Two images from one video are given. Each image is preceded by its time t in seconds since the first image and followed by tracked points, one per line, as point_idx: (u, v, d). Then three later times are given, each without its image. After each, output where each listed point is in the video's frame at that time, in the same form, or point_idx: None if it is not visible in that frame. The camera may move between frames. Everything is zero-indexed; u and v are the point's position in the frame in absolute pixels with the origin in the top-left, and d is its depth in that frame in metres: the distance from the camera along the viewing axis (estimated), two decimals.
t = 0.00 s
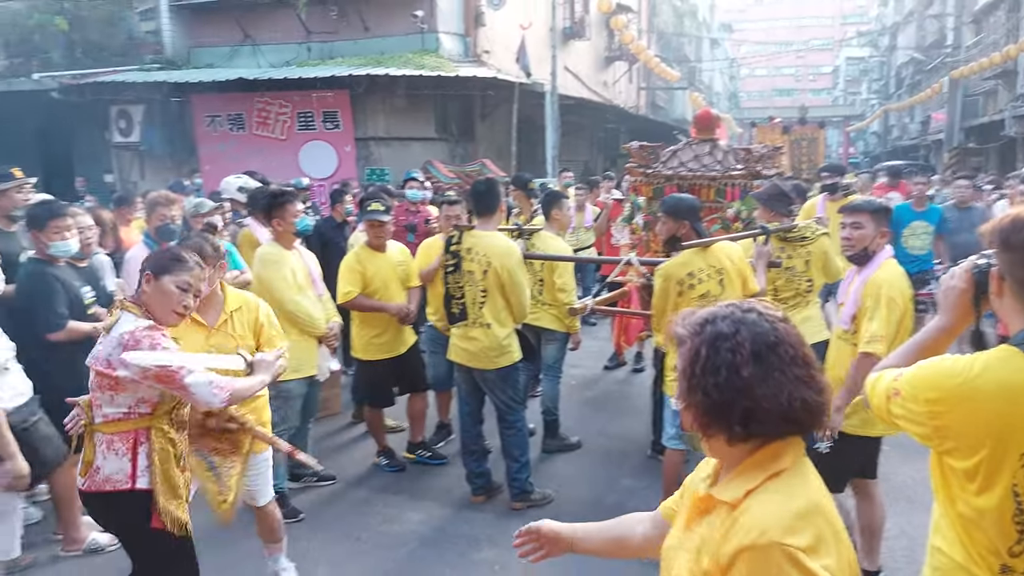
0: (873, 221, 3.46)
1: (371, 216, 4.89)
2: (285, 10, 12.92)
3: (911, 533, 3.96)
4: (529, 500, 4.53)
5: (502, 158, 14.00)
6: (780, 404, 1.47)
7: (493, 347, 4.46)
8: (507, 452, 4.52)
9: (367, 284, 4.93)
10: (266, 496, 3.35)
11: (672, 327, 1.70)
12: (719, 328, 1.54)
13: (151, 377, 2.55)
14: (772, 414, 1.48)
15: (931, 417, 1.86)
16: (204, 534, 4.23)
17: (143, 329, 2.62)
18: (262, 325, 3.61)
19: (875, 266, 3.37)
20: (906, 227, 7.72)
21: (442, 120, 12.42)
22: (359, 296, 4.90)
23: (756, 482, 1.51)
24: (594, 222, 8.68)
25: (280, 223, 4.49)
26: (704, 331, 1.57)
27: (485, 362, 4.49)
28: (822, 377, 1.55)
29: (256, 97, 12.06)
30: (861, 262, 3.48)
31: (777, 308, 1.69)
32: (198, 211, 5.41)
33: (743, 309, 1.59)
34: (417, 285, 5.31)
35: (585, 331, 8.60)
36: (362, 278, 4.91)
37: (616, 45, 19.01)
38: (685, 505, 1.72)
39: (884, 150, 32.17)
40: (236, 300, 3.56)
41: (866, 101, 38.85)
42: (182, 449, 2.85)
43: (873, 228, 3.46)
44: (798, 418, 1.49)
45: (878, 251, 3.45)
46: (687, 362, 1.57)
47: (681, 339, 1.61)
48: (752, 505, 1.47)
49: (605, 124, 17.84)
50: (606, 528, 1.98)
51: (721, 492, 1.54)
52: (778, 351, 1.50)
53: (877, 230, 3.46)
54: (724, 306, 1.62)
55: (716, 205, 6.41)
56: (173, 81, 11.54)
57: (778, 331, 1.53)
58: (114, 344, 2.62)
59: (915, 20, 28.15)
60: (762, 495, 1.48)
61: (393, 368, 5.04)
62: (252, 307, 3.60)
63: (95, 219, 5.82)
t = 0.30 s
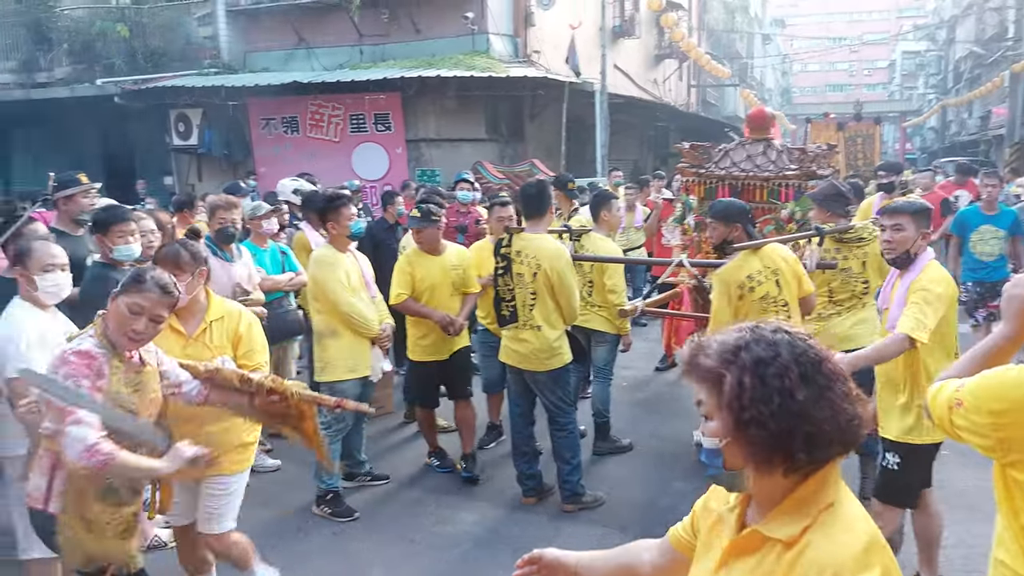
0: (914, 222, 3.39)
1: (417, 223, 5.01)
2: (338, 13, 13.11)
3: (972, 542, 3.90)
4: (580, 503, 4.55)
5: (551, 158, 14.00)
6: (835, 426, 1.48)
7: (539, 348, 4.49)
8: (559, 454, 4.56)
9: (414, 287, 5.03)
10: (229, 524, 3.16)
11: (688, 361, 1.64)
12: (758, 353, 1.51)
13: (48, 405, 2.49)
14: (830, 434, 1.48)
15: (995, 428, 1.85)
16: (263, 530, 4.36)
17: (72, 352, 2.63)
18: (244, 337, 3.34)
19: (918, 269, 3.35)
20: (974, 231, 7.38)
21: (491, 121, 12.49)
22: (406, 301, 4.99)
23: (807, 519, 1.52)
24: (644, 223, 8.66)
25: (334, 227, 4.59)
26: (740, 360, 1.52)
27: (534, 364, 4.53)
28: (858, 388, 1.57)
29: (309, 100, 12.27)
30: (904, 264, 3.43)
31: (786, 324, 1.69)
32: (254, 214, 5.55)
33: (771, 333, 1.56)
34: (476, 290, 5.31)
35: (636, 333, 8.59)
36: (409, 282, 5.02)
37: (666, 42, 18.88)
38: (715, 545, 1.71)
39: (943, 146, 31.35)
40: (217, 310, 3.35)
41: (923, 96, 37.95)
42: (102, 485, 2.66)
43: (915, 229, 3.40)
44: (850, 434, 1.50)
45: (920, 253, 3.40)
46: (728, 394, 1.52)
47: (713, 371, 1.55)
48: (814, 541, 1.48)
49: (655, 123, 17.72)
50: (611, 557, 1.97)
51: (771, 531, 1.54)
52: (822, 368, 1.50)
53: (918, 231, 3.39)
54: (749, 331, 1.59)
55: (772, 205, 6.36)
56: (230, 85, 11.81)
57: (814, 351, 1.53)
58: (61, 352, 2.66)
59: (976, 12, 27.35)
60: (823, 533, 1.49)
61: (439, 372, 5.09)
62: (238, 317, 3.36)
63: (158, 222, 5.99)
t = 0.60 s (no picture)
0: (902, 222, 3.39)
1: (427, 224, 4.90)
2: (350, 15, 13.16)
3: (984, 544, 3.92)
4: (593, 504, 4.58)
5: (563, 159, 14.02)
6: (802, 434, 1.52)
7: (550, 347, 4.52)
8: (572, 454, 4.59)
9: (427, 290, 5.16)
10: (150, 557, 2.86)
11: (652, 365, 1.62)
12: (730, 359, 1.52)
13: None
14: (799, 442, 1.52)
15: (1006, 432, 1.89)
16: (277, 531, 4.40)
17: None
18: (187, 355, 2.91)
19: (905, 270, 3.35)
20: (992, 233, 7.36)
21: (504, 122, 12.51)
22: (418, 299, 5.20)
23: (768, 528, 1.52)
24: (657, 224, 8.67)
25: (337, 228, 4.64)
26: (712, 365, 1.53)
27: (546, 365, 4.55)
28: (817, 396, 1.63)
29: (322, 101, 12.34)
30: (891, 265, 3.44)
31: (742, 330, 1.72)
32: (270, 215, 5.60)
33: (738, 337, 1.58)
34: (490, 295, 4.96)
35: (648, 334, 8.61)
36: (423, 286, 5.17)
37: (678, 43, 18.87)
38: (671, 560, 1.71)
39: (955, 146, 31.21)
40: (159, 326, 2.91)
41: (935, 96, 37.81)
42: None
43: (901, 229, 3.39)
44: (814, 442, 1.55)
45: (908, 253, 3.41)
46: (699, 401, 1.52)
47: (683, 377, 1.55)
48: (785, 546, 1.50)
49: (667, 123, 17.72)
50: None
51: (736, 540, 1.54)
52: (791, 377, 1.54)
53: (906, 232, 3.39)
54: (717, 336, 1.60)
55: (783, 206, 6.40)
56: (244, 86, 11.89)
57: (781, 359, 1.56)
58: None
59: (989, 12, 27.21)
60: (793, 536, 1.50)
61: (442, 372, 5.08)
62: (178, 335, 2.92)
63: (173, 224, 6.05)
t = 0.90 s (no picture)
0: (881, 222, 3.36)
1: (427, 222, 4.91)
2: (347, 14, 13.17)
3: (981, 542, 3.93)
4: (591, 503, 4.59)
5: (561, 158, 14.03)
6: (736, 439, 1.48)
7: (549, 347, 4.53)
8: (570, 454, 4.60)
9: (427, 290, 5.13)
10: None
11: (584, 369, 1.58)
12: (659, 361, 1.48)
13: None
14: (732, 448, 1.48)
15: (999, 429, 1.89)
16: (273, 532, 4.39)
17: None
18: (96, 370, 2.79)
19: (883, 272, 3.33)
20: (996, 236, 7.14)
21: (501, 121, 12.50)
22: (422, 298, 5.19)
23: (712, 538, 1.49)
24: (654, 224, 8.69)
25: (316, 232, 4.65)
26: (641, 369, 1.48)
27: (543, 364, 4.56)
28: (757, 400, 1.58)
29: (319, 100, 12.35)
30: (870, 265, 3.41)
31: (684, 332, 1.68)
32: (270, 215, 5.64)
33: (672, 338, 1.54)
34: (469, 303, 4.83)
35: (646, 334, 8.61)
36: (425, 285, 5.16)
37: (676, 42, 18.88)
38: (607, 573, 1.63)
39: (952, 145, 31.28)
40: (66, 338, 2.79)
41: (932, 95, 37.86)
42: None
43: (880, 230, 3.36)
44: (749, 448, 1.51)
45: (887, 254, 3.39)
46: (627, 407, 1.48)
47: (613, 381, 1.51)
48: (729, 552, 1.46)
49: (664, 122, 17.75)
50: None
51: (682, 552, 1.49)
52: (725, 380, 1.50)
53: (885, 232, 3.36)
54: (650, 338, 1.55)
55: (779, 205, 6.38)
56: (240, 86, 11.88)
57: (716, 362, 1.52)
58: None
59: (985, 11, 27.27)
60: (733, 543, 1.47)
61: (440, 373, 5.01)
62: (86, 348, 2.80)
63: (169, 224, 6.04)
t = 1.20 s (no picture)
0: (798, 222, 3.26)
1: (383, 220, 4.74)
2: (304, 11, 13.02)
3: (933, 534, 3.97)
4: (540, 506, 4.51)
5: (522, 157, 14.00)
6: (663, 479, 1.35)
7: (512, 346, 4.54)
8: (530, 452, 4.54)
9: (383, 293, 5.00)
10: None
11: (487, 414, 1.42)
12: (571, 400, 1.32)
13: None
14: (658, 488, 1.35)
15: (949, 425, 1.88)
16: (226, 537, 4.27)
17: None
18: None
19: (817, 272, 3.23)
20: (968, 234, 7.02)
21: (461, 120, 12.44)
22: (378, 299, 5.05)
23: None
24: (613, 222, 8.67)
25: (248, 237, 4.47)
26: (550, 409, 1.33)
27: (502, 362, 4.56)
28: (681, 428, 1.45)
29: (275, 97, 12.17)
30: (795, 265, 3.34)
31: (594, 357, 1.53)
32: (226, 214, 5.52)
33: (581, 370, 1.39)
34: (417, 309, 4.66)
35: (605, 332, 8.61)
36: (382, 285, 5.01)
37: (635, 42, 18.97)
38: None
39: (906, 144, 31.89)
40: None
41: (886, 96, 38.56)
42: None
43: (797, 228, 3.27)
44: (676, 485, 1.38)
45: (819, 254, 3.30)
46: (538, 454, 1.32)
47: (518, 425, 1.35)
48: None
49: (624, 122, 17.83)
50: None
51: None
52: (644, 413, 1.36)
53: (801, 231, 3.26)
54: (558, 370, 1.40)
55: (737, 204, 6.42)
56: (194, 83, 11.67)
57: (633, 393, 1.38)
58: None
59: (937, 14, 27.87)
60: None
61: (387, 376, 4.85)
62: None
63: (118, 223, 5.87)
